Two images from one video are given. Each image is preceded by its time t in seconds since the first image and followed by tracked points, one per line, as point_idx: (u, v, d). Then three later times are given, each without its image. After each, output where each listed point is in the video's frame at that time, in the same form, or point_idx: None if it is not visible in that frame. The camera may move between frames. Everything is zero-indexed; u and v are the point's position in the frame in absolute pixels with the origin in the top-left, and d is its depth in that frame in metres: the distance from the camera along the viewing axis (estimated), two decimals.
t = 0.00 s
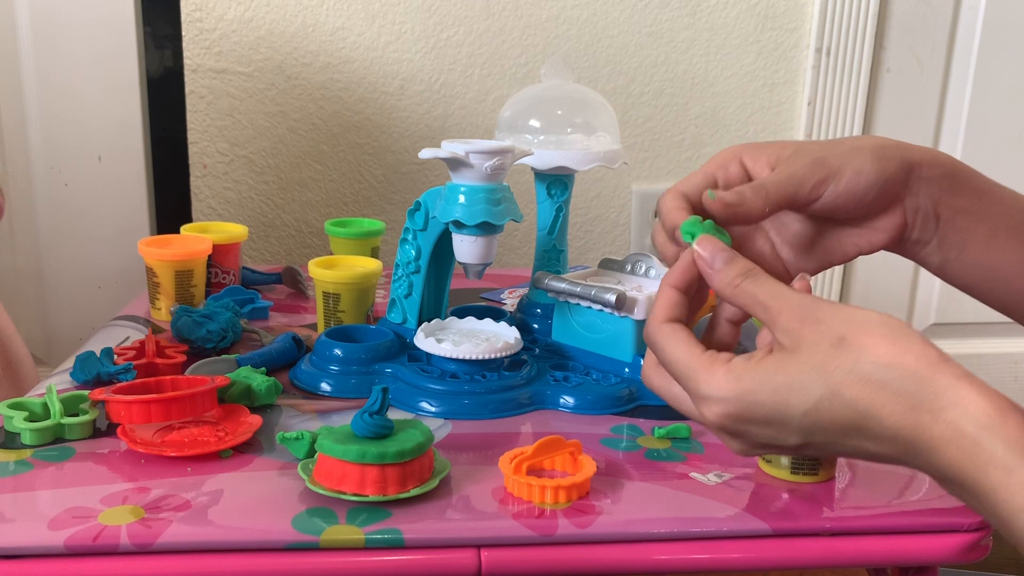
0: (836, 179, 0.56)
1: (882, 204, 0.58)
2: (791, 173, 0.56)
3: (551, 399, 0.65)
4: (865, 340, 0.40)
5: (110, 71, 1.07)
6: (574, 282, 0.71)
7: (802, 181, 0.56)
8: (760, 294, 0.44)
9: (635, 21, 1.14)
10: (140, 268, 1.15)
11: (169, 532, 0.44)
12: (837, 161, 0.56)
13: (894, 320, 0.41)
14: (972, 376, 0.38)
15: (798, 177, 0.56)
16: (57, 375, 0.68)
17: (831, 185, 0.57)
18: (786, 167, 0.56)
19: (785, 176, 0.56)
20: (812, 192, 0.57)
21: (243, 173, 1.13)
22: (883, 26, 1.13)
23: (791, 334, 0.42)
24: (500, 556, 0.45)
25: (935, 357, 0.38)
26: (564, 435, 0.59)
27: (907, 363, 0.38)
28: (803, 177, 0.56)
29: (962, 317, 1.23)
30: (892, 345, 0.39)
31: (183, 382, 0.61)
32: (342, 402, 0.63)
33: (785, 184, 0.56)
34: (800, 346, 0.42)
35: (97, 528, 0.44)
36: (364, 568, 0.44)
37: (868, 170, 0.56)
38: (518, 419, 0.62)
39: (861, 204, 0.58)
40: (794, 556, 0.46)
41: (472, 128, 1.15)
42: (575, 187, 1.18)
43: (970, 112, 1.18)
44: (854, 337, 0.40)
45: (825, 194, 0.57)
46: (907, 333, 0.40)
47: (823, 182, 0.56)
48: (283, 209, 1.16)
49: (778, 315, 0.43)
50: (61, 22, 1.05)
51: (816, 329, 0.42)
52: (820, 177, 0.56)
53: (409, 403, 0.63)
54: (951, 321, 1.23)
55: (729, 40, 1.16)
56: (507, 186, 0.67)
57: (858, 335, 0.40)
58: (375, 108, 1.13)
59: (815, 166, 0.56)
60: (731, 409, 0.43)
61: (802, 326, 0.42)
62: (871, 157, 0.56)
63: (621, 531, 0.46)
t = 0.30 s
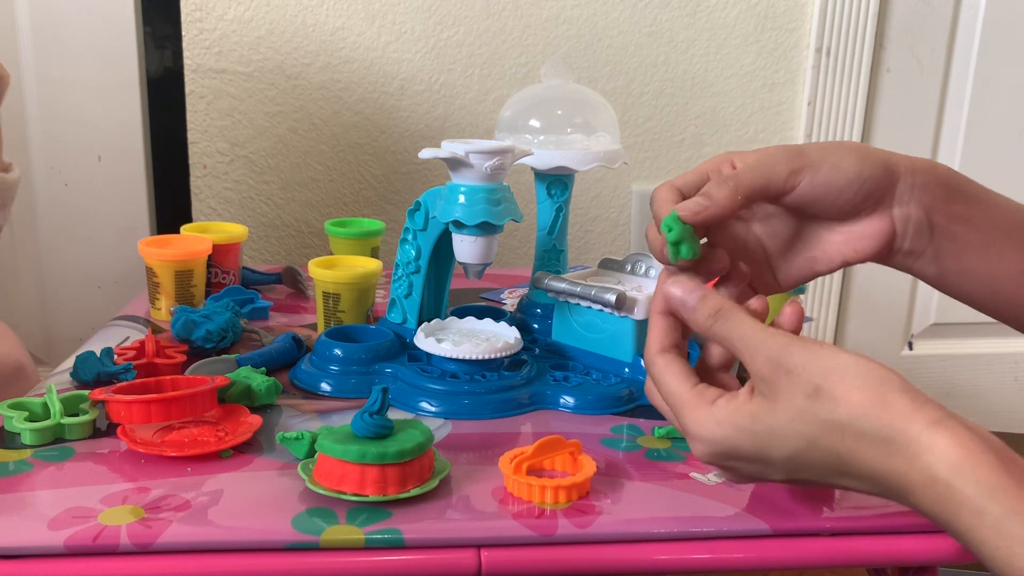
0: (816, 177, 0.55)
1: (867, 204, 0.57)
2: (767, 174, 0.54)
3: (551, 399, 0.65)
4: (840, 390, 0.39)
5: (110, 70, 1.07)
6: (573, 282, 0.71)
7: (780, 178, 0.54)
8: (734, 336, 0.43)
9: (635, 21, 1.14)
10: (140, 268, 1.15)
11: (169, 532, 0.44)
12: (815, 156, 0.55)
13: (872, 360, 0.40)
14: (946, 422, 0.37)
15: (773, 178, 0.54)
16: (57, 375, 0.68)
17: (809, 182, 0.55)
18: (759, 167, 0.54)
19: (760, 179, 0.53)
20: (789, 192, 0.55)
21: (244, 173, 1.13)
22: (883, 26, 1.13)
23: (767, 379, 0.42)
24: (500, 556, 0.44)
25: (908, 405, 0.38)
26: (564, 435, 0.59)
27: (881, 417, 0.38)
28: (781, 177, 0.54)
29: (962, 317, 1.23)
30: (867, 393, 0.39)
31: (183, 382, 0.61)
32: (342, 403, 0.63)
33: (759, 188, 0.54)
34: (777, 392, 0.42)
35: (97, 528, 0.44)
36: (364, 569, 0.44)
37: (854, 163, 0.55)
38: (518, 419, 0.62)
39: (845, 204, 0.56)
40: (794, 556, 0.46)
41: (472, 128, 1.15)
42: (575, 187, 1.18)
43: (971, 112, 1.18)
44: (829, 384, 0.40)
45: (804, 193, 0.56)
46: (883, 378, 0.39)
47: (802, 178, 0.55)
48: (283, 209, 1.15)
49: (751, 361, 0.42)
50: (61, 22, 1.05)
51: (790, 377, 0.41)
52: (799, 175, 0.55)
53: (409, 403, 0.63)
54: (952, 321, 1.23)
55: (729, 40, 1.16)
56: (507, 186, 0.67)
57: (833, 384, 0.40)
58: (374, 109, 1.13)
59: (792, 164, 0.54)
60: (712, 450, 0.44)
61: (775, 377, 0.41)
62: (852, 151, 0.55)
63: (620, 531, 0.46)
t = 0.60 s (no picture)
0: (825, 167, 0.51)
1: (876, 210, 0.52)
2: (771, 160, 0.50)
3: (551, 399, 0.65)
4: (861, 417, 0.39)
5: (110, 70, 1.08)
6: (573, 282, 0.71)
7: (787, 164, 0.51)
8: (748, 343, 0.42)
9: (635, 21, 1.14)
10: (140, 268, 1.15)
11: (169, 532, 0.44)
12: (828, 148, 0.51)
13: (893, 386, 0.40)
14: (965, 454, 0.38)
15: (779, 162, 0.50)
16: (58, 374, 0.68)
17: (818, 172, 0.51)
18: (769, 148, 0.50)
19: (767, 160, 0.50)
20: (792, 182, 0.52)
21: (244, 173, 1.13)
22: (883, 26, 1.13)
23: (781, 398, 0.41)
24: (500, 556, 0.44)
25: (932, 434, 0.38)
26: (564, 435, 0.59)
27: (893, 442, 0.38)
28: (788, 162, 0.51)
29: (961, 317, 1.23)
30: (890, 422, 0.39)
31: (183, 382, 0.61)
32: (342, 403, 0.63)
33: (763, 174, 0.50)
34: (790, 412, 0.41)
35: (97, 528, 0.44)
36: (364, 569, 0.44)
37: (866, 159, 0.51)
38: (518, 419, 0.62)
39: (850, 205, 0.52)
40: (794, 556, 0.46)
41: (472, 128, 1.15)
42: (575, 187, 1.18)
43: (971, 112, 1.18)
44: (850, 411, 0.39)
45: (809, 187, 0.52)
46: (906, 407, 0.39)
47: (809, 170, 0.51)
48: (283, 209, 1.15)
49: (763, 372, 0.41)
50: (61, 23, 1.06)
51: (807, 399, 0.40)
52: (807, 162, 0.51)
53: (410, 403, 0.63)
54: (951, 321, 1.22)
55: (729, 40, 1.16)
56: (507, 187, 0.67)
57: (855, 412, 0.39)
58: (375, 108, 1.13)
59: (798, 150, 0.51)
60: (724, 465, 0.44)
61: (793, 396, 0.41)
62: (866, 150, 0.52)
63: (620, 532, 0.46)
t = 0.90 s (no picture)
0: (779, 195, 0.41)
1: (847, 248, 0.41)
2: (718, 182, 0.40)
3: (551, 399, 0.65)
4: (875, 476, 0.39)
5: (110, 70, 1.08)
6: (574, 282, 0.71)
7: (736, 186, 0.41)
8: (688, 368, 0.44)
9: (635, 21, 1.14)
10: (140, 268, 1.15)
11: (169, 532, 0.44)
12: (795, 173, 0.41)
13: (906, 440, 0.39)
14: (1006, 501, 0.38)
15: (724, 183, 0.40)
16: (58, 374, 0.68)
17: (771, 197, 0.41)
18: (721, 164, 0.40)
19: (714, 178, 0.40)
20: (746, 206, 0.42)
21: (243, 173, 1.13)
22: (883, 27, 1.13)
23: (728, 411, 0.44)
24: (501, 556, 0.45)
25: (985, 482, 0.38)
26: (565, 435, 0.59)
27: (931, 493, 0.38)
28: (738, 185, 0.41)
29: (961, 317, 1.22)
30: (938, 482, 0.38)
31: (183, 382, 0.61)
32: (342, 403, 0.63)
33: (706, 196, 0.41)
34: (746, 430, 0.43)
35: (97, 528, 0.44)
36: (365, 568, 0.44)
37: (836, 185, 0.40)
38: (518, 420, 0.62)
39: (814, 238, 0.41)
40: (795, 557, 0.46)
41: (472, 128, 1.15)
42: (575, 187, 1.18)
43: (970, 113, 1.18)
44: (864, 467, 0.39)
45: (766, 213, 0.41)
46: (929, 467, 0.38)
47: (761, 195, 0.41)
48: (283, 210, 1.15)
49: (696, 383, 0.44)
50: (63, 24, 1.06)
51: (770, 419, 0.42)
52: (760, 187, 0.41)
53: (410, 403, 0.63)
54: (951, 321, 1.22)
55: (729, 41, 1.16)
56: (507, 187, 0.67)
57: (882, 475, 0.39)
58: (375, 108, 1.13)
59: (754, 171, 0.41)
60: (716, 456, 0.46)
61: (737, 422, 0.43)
62: (840, 178, 0.41)
63: (621, 531, 0.46)
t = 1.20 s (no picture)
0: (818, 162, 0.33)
1: (907, 222, 0.34)
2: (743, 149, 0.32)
3: (550, 399, 0.65)
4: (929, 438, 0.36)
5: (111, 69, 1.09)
6: (572, 282, 0.71)
7: (764, 155, 0.33)
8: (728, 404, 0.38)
9: (635, 21, 1.14)
10: (140, 268, 1.16)
11: (165, 532, 0.44)
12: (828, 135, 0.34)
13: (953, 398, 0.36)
14: None
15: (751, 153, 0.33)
16: (57, 373, 0.68)
17: (808, 166, 0.33)
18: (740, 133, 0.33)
19: (738, 148, 0.32)
20: (778, 181, 0.34)
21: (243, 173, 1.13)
22: (883, 26, 1.13)
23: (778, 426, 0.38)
24: (498, 557, 0.44)
25: None
26: (563, 435, 0.59)
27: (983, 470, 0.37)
28: (765, 155, 0.33)
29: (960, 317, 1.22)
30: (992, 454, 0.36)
31: (181, 382, 0.61)
32: (340, 403, 0.63)
33: (732, 173, 0.32)
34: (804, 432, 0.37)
35: (93, 529, 0.44)
36: (361, 568, 0.44)
37: (879, 146, 0.34)
38: (516, 420, 0.62)
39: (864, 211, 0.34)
40: (793, 558, 0.46)
41: (472, 128, 1.15)
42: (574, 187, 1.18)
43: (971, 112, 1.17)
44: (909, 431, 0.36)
45: (809, 189, 0.34)
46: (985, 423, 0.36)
47: (797, 163, 0.33)
48: (282, 209, 1.15)
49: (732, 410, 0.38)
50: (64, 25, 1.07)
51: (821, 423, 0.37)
52: (795, 155, 0.33)
53: (408, 403, 0.63)
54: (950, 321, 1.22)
55: (729, 41, 1.16)
56: (506, 187, 0.67)
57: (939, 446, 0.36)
58: (375, 108, 1.13)
59: (782, 137, 0.33)
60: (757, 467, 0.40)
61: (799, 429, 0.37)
62: (880, 142, 0.34)
63: (619, 532, 0.46)
